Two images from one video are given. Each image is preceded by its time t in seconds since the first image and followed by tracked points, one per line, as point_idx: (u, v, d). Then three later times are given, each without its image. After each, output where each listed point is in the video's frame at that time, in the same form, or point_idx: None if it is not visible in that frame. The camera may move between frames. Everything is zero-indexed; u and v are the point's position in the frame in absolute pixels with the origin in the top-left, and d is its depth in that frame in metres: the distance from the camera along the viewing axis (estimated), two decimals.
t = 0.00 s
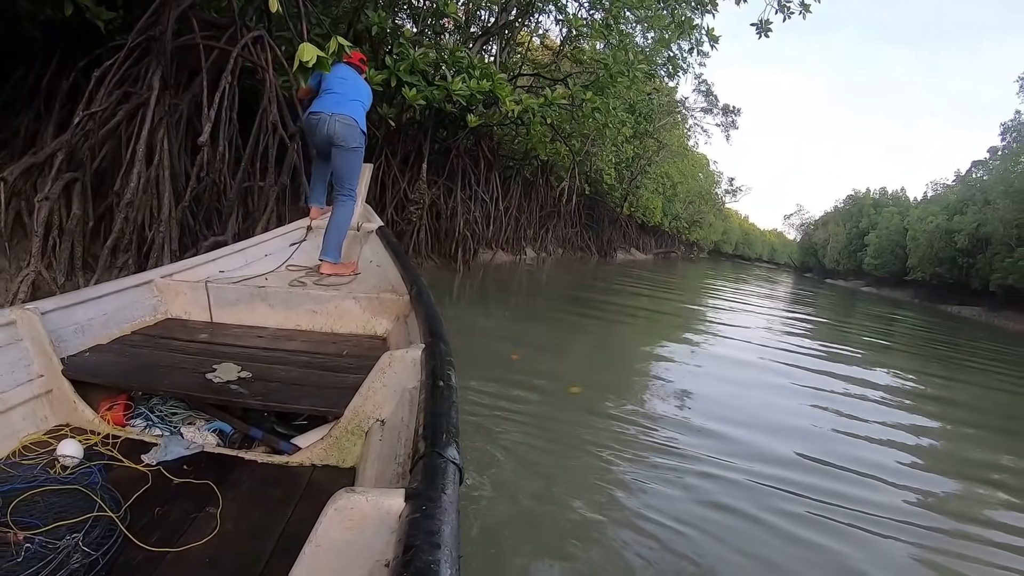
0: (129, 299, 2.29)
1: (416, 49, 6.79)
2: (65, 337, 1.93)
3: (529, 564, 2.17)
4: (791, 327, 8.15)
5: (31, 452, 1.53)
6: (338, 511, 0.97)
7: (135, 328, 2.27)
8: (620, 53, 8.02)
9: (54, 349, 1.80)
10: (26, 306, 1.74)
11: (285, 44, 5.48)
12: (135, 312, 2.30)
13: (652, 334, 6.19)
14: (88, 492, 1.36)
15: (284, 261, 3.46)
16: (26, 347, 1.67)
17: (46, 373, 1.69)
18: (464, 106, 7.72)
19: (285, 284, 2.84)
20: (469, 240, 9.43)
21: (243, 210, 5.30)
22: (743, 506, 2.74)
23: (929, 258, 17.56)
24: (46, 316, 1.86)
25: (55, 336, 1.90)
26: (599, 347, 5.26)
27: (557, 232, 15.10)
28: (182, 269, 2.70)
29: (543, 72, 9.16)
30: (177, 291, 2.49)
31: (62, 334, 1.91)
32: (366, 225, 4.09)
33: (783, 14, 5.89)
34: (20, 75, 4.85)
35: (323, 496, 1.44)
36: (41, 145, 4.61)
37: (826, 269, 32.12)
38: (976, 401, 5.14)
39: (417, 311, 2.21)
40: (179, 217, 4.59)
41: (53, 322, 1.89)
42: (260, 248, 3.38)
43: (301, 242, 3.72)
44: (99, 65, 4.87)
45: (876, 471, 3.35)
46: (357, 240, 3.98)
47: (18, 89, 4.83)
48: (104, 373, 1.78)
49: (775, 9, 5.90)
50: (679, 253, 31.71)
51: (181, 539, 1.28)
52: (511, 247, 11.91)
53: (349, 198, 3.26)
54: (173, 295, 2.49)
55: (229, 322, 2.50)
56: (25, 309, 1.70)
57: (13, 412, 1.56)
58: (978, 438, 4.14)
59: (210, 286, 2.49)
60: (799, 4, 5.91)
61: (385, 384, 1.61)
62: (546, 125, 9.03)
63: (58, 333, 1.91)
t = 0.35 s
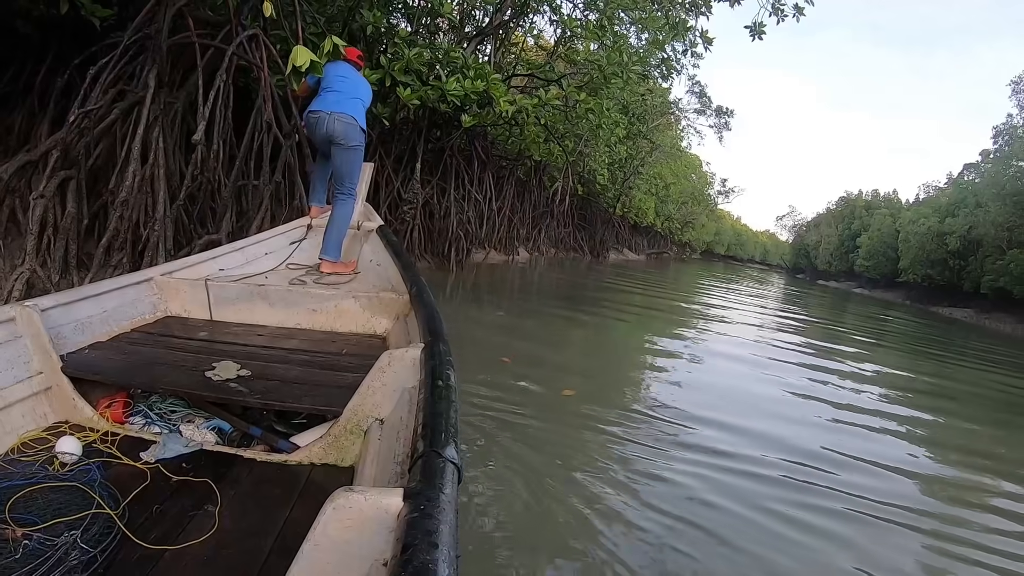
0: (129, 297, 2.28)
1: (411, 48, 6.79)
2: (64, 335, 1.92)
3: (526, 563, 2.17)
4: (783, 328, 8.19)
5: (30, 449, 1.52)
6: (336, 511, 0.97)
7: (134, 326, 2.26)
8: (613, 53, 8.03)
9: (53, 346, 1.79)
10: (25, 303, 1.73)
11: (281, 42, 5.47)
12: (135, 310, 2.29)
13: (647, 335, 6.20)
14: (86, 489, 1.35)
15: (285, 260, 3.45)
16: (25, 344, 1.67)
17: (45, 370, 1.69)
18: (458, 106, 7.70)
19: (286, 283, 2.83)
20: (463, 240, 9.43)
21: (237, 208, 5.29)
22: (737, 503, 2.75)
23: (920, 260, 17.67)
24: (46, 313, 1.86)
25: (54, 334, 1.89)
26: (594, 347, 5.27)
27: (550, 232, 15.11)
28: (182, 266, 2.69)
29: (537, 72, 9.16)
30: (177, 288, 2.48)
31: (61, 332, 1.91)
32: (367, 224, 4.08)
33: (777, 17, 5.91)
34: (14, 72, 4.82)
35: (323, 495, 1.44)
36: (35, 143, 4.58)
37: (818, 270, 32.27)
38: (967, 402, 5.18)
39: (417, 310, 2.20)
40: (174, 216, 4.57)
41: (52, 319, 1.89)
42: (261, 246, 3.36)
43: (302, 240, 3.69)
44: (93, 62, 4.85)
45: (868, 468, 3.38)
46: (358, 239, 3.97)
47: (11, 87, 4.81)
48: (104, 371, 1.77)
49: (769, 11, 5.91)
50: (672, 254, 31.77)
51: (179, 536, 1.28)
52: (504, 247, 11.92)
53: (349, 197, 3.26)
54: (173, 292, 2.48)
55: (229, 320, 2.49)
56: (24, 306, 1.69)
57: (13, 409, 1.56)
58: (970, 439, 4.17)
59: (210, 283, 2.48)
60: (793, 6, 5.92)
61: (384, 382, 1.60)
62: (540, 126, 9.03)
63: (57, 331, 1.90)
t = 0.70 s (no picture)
0: (128, 295, 2.27)
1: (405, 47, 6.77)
2: (62, 332, 1.92)
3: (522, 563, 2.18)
4: (775, 327, 8.22)
5: (27, 445, 1.51)
6: (333, 510, 0.97)
7: (133, 323, 2.26)
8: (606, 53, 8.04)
9: (51, 343, 1.78)
10: (24, 299, 1.72)
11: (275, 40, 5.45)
12: (133, 308, 2.29)
13: (640, 333, 6.23)
14: (83, 486, 1.35)
15: (284, 258, 3.44)
16: (23, 340, 1.66)
17: (44, 366, 1.68)
18: (452, 105, 7.70)
19: (284, 281, 2.82)
20: (456, 239, 9.42)
21: (231, 207, 5.27)
22: (730, 504, 2.77)
23: (912, 260, 17.77)
24: (43, 310, 1.85)
25: (52, 331, 1.88)
26: (590, 347, 5.28)
27: (543, 231, 15.12)
28: (181, 264, 2.68)
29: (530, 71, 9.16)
30: (176, 286, 2.47)
31: (59, 329, 1.90)
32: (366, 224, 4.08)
33: (769, 18, 5.93)
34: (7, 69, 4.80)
35: (321, 494, 1.44)
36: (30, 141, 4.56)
37: (809, 270, 32.42)
38: (959, 401, 5.22)
39: (416, 310, 2.20)
40: (169, 213, 4.55)
41: (51, 316, 1.88)
42: (260, 245, 3.35)
43: (301, 239, 3.68)
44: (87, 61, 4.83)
45: (858, 468, 3.40)
46: (357, 238, 3.96)
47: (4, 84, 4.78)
48: (102, 368, 1.77)
49: (761, 13, 5.94)
50: (664, 253, 31.85)
51: (176, 534, 1.27)
52: (497, 246, 11.93)
53: (348, 196, 3.25)
54: (171, 290, 2.47)
55: (228, 318, 2.48)
56: (22, 303, 1.69)
57: (10, 405, 1.54)
58: (960, 438, 4.20)
59: (209, 281, 2.47)
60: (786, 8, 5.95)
61: (383, 382, 1.60)
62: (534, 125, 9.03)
63: (55, 327, 1.89)
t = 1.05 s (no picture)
0: (128, 297, 2.26)
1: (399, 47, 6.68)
2: (62, 335, 1.91)
3: (522, 562, 2.18)
4: (770, 325, 8.25)
5: (28, 450, 1.51)
6: (334, 512, 0.97)
7: (133, 327, 2.25)
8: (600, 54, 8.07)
9: (52, 347, 1.77)
10: (24, 303, 1.71)
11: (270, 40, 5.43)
12: (134, 311, 2.28)
13: (636, 333, 6.24)
14: (85, 490, 1.34)
15: (284, 260, 3.44)
16: (23, 344, 1.65)
17: (44, 370, 1.67)
18: (447, 106, 7.69)
19: (284, 283, 2.81)
20: (450, 239, 9.42)
21: (228, 207, 5.24)
22: (726, 501, 2.78)
23: (904, 259, 17.86)
24: (43, 314, 1.84)
25: (53, 334, 1.87)
26: (587, 346, 5.29)
27: (537, 231, 15.12)
28: (180, 267, 2.67)
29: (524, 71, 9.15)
30: (176, 288, 2.46)
31: (59, 333, 1.89)
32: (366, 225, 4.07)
33: (763, 18, 5.94)
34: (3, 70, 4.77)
35: (322, 495, 1.44)
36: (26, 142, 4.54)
37: (802, 269, 32.56)
38: (953, 399, 5.24)
39: (416, 311, 2.20)
40: (166, 214, 4.53)
41: (51, 319, 1.87)
42: (259, 247, 3.34)
43: (301, 241, 3.67)
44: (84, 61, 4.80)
45: (854, 464, 3.41)
46: (357, 240, 3.96)
47: None
48: (103, 371, 1.77)
49: (754, 13, 5.95)
50: (657, 252, 31.90)
51: (178, 538, 1.27)
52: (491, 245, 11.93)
53: (349, 198, 3.24)
54: (171, 293, 2.46)
55: (228, 320, 2.47)
56: (22, 306, 1.68)
57: (10, 410, 1.53)
58: (955, 435, 4.23)
59: (209, 284, 2.46)
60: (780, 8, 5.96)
61: (383, 384, 1.60)
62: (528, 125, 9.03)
63: (55, 331, 1.88)
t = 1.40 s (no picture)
0: (127, 299, 2.26)
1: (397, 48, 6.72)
2: (61, 337, 1.90)
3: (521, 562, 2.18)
4: (764, 325, 8.29)
5: (27, 452, 1.50)
6: (334, 512, 0.97)
7: (132, 328, 2.24)
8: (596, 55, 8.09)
9: (50, 349, 1.77)
10: (22, 306, 1.71)
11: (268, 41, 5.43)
12: (132, 312, 2.27)
13: (632, 332, 6.25)
14: (84, 492, 1.34)
15: (282, 261, 3.43)
16: (22, 346, 1.65)
17: (43, 372, 1.67)
18: (443, 106, 7.69)
19: (282, 284, 2.81)
20: (446, 238, 9.42)
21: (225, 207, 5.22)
22: (721, 500, 2.80)
23: (897, 260, 17.95)
24: (42, 315, 1.83)
25: (51, 336, 1.87)
26: (583, 346, 5.30)
27: (532, 230, 15.13)
28: (179, 268, 2.67)
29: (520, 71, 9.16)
30: (174, 290, 2.45)
31: (58, 334, 1.89)
32: (363, 225, 4.07)
33: (758, 20, 5.96)
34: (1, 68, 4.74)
35: (322, 495, 1.44)
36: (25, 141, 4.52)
37: (796, 269, 32.68)
38: (946, 398, 5.28)
39: (415, 311, 2.20)
40: (164, 213, 4.51)
41: (49, 321, 1.86)
42: (257, 247, 3.34)
43: (299, 241, 3.67)
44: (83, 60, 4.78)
45: (849, 463, 3.44)
46: (354, 240, 3.96)
47: None
48: (102, 373, 1.77)
49: (749, 15, 5.98)
50: (652, 252, 31.95)
51: (178, 539, 1.27)
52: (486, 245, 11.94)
53: (348, 198, 3.24)
54: (170, 294, 2.46)
55: (227, 321, 2.47)
56: (21, 309, 1.68)
57: (9, 412, 1.53)
58: (948, 434, 4.26)
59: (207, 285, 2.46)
60: (775, 9, 5.98)
61: (382, 384, 1.62)
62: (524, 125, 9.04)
63: (54, 333, 1.88)
